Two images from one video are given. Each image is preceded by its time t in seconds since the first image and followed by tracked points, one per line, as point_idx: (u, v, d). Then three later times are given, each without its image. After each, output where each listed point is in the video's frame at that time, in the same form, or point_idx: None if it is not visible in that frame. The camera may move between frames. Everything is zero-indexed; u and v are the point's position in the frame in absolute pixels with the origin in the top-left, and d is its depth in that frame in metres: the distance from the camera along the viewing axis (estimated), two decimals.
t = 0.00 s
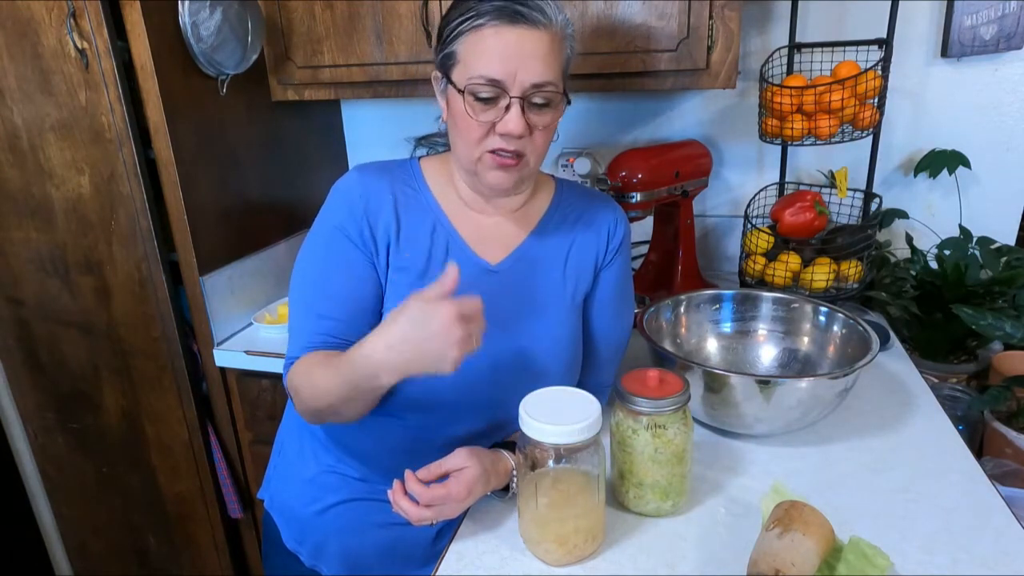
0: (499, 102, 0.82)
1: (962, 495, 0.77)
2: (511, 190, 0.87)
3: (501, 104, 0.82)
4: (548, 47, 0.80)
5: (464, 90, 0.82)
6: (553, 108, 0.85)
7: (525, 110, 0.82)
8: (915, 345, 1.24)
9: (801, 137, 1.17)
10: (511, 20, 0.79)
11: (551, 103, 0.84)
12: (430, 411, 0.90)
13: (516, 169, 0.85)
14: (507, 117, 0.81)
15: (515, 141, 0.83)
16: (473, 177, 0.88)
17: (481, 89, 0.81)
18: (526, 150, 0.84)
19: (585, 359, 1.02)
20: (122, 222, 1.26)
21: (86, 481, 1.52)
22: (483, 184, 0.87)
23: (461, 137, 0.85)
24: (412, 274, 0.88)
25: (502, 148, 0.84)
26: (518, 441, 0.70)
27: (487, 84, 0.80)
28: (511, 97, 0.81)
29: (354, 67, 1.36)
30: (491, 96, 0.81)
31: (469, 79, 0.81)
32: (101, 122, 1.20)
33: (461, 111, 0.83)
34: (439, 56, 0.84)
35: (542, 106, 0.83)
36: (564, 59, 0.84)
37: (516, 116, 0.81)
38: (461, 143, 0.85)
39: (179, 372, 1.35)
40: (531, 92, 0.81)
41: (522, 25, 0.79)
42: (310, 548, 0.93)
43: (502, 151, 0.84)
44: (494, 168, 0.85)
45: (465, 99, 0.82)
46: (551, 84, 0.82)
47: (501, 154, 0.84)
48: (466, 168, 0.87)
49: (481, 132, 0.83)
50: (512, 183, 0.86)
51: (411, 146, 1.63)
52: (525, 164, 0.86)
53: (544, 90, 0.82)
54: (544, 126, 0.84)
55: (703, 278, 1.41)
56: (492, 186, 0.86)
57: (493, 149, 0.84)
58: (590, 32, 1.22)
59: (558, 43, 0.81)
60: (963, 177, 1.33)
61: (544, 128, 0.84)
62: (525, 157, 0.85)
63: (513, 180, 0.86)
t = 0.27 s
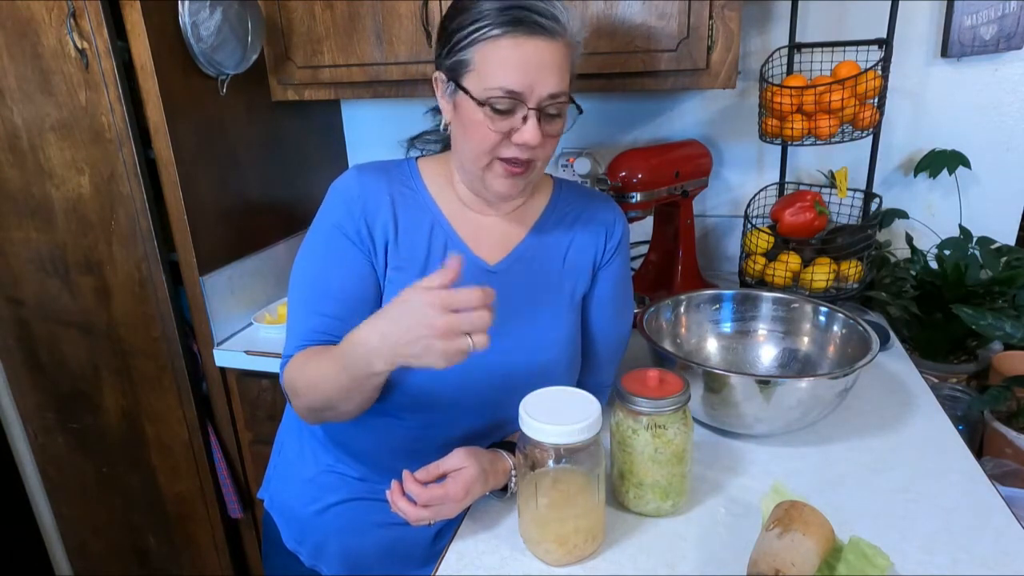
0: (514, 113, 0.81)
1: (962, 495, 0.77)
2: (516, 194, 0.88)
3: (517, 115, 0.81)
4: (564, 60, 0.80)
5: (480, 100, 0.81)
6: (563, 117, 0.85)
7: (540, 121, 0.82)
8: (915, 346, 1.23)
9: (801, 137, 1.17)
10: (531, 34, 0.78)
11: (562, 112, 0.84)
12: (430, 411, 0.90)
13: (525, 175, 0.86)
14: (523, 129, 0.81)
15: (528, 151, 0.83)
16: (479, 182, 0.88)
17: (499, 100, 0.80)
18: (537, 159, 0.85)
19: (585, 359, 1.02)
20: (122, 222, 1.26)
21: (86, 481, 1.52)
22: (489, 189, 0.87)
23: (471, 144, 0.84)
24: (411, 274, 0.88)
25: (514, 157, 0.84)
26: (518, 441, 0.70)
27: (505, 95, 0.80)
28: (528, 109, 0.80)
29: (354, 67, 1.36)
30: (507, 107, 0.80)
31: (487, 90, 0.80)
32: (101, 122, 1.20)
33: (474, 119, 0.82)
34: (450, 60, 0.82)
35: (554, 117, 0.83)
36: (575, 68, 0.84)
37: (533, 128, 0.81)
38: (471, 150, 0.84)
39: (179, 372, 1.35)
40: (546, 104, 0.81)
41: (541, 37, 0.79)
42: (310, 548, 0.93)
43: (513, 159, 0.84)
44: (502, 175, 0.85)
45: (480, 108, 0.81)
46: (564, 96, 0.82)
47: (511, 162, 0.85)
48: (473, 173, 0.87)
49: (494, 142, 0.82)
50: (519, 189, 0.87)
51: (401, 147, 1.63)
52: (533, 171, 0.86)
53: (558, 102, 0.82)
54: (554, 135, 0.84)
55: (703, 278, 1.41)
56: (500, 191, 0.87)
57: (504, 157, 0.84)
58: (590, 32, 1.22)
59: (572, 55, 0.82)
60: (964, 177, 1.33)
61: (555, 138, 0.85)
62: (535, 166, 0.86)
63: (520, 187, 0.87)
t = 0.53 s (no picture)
0: (527, 111, 0.80)
1: (962, 494, 0.77)
2: (524, 193, 0.88)
3: (530, 114, 0.81)
4: (575, 57, 0.81)
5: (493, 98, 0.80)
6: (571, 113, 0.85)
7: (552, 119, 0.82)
8: (915, 345, 1.23)
9: (801, 137, 1.17)
10: (545, 32, 0.78)
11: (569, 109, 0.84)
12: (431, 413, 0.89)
13: (535, 174, 0.86)
14: (536, 126, 0.81)
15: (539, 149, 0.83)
16: (486, 180, 0.87)
17: (512, 99, 0.79)
18: (547, 156, 0.85)
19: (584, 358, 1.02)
20: (122, 222, 1.26)
21: (86, 481, 1.52)
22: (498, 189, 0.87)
23: (480, 142, 0.83)
24: (419, 274, 0.88)
25: (526, 155, 0.83)
26: (518, 441, 0.70)
27: (519, 94, 0.79)
28: (541, 106, 0.80)
29: (354, 67, 1.36)
30: (520, 105, 0.80)
31: (500, 89, 0.79)
32: (101, 122, 1.20)
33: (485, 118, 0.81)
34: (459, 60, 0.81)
35: (564, 113, 0.83)
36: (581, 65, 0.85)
37: (546, 125, 0.81)
38: (482, 149, 0.83)
39: (179, 372, 1.35)
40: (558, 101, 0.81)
41: (554, 36, 0.78)
42: (310, 548, 0.93)
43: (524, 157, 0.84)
44: (514, 174, 0.85)
45: (491, 107, 0.80)
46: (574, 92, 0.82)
47: (522, 160, 0.84)
48: (480, 171, 0.86)
49: (506, 141, 0.82)
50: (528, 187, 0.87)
51: (397, 149, 1.63)
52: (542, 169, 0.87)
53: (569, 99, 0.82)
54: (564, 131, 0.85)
55: (703, 278, 1.41)
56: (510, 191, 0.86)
57: (516, 156, 0.83)
58: (590, 32, 1.22)
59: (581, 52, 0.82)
60: (963, 177, 1.33)
61: (563, 134, 0.85)
62: (544, 163, 0.86)
63: (529, 185, 0.87)
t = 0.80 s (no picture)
0: (472, 84, 0.84)
1: (962, 494, 0.77)
2: (502, 177, 0.87)
3: (475, 86, 0.84)
4: (517, 25, 0.82)
5: (441, 78, 0.85)
6: (531, 86, 0.86)
7: (497, 87, 0.84)
8: (915, 345, 1.23)
9: (801, 137, 1.17)
10: (477, 4, 0.82)
11: (526, 81, 0.85)
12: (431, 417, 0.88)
13: (501, 152, 0.86)
14: (481, 97, 0.84)
15: (493, 122, 0.85)
16: (464, 172, 0.88)
17: (454, 73, 0.84)
18: (506, 130, 0.86)
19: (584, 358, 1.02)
20: (122, 222, 1.26)
21: (86, 481, 1.52)
22: (471, 175, 0.88)
23: (445, 128, 0.88)
24: (433, 275, 0.88)
25: (483, 131, 0.85)
26: (519, 441, 0.70)
27: (459, 67, 0.83)
28: (482, 77, 0.83)
29: (354, 67, 1.36)
30: (464, 79, 0.84)
31: (444, 67, 0.85)
32: (101, 122, 1.20)
33: (439, 100, 0.87)
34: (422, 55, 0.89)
35: (516, 84, 0.85)
36: (542, 42, 0.85)
37: (489, 95, 0.83)
38: (445, 132, 0.88)
39: (180, 372, 1.35)
40: (502, 70, 0.83)
41: (490, 6, 0.82)
42: (310, 548, 0.93)
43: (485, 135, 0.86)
44: (478, 153, 0.86)
45: (441, 87, 0.86)
46: (522, 61, 0.83)
47: (483, 138, 0.86)
48: (456, 161, 0.88)
49: (459, 116, 0.85)
50: (499, 167, 0.86)
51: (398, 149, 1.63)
52: (510, 147, 0.86)
53: (516, 67, 0.83)
54: (522, 105, 0.86)
55: (703, 278, 1.41)
56: (479, 173, 0.86)
57: (474, 131, 0.85)
58: (590, 32, 1.22)
59: (530, 22, 0.84)
60: (964, 177, 1.33)
61: (521, 107, 0.86)
62: (507, 138, 0.86)
63: (500, 164, 0.86)
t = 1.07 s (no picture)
0: (466, 81, 0.84)
1: (962, 494, 0.77)
2: (500, 174, 0.87)
3: (469, 82, 0.84)
4: (507, 20, 0.83)
5: (434, 76, 0.85)
6: (524, 81, 0.86)
7: (492, 82, 0.84)
8: (915, 345, 1.24)
9: (801, 137, 1.17)
10: (468, 1, 0.82)
11: (519, 75, 0.85)
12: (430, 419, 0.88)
13: (497, 148, 0.86)
14: (475, 93, 0.84)
15: (489, 118, 0.85)
16: (460, 171, 0.88)
17: (448, 71, 0.84)
18: (503, 125, 0.86)
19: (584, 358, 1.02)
20: (122, 222, 1.26)
21: (86, 481, 1.52)
22: (467, 174, 0.87)
23: (439, 126, 0.88)
24: (429, 278, 0.88)
25: (479, 127, 0.85)
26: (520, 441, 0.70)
27: (452, 64, 0.84)
28: (477, 73, 0.84)
29: (354, 67, 1.36)
30: (458, 76, 0.84)
31: (436, 66, 0.85)
32: (101, 122, 1.20)
33: (434, 100, 0.87)
34: (415, 57, 0.89)
35: (510, 79, 0.85)
36: (531, 35, 0.86)
37: (485, 90, 0.84)
38: (440, 131, 0.88)
39: (179, 372, 1.35)
40: (496, 65, 0.84)
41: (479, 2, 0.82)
42: (310, 548, 0.94)
43: (481, 132, 0.86)
44: (475, 150, 0.86)
45: (435, 86, 0.86)
46: (515, 55, 0.84)
47: (479, 135, 0.86)
48: (450, 160, 0.88)
49: (454, 113, 0.85)
50: (496, 163, 0.86)
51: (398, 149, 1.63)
52: (507, 142, 0.87)
53: (509, 62, 0.84)
54: (517, 100, 0.86)
55: (703, 278, 1.41)
56: (476, 170, 0.86)
57: (470, 128, 0.86)
58: (589, 32, 1.22)
59: (520, 16, 0.84)
60: (964, 177, 1.33)
61: (516, 101, 0.86)
62: (504, 134, 0.86)
63: (497, 160, 0.86)
